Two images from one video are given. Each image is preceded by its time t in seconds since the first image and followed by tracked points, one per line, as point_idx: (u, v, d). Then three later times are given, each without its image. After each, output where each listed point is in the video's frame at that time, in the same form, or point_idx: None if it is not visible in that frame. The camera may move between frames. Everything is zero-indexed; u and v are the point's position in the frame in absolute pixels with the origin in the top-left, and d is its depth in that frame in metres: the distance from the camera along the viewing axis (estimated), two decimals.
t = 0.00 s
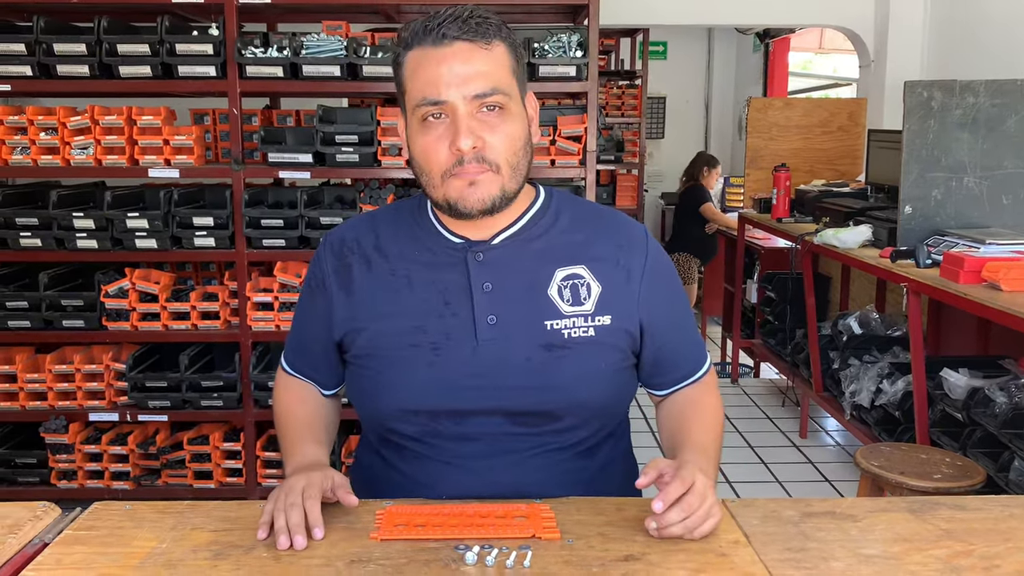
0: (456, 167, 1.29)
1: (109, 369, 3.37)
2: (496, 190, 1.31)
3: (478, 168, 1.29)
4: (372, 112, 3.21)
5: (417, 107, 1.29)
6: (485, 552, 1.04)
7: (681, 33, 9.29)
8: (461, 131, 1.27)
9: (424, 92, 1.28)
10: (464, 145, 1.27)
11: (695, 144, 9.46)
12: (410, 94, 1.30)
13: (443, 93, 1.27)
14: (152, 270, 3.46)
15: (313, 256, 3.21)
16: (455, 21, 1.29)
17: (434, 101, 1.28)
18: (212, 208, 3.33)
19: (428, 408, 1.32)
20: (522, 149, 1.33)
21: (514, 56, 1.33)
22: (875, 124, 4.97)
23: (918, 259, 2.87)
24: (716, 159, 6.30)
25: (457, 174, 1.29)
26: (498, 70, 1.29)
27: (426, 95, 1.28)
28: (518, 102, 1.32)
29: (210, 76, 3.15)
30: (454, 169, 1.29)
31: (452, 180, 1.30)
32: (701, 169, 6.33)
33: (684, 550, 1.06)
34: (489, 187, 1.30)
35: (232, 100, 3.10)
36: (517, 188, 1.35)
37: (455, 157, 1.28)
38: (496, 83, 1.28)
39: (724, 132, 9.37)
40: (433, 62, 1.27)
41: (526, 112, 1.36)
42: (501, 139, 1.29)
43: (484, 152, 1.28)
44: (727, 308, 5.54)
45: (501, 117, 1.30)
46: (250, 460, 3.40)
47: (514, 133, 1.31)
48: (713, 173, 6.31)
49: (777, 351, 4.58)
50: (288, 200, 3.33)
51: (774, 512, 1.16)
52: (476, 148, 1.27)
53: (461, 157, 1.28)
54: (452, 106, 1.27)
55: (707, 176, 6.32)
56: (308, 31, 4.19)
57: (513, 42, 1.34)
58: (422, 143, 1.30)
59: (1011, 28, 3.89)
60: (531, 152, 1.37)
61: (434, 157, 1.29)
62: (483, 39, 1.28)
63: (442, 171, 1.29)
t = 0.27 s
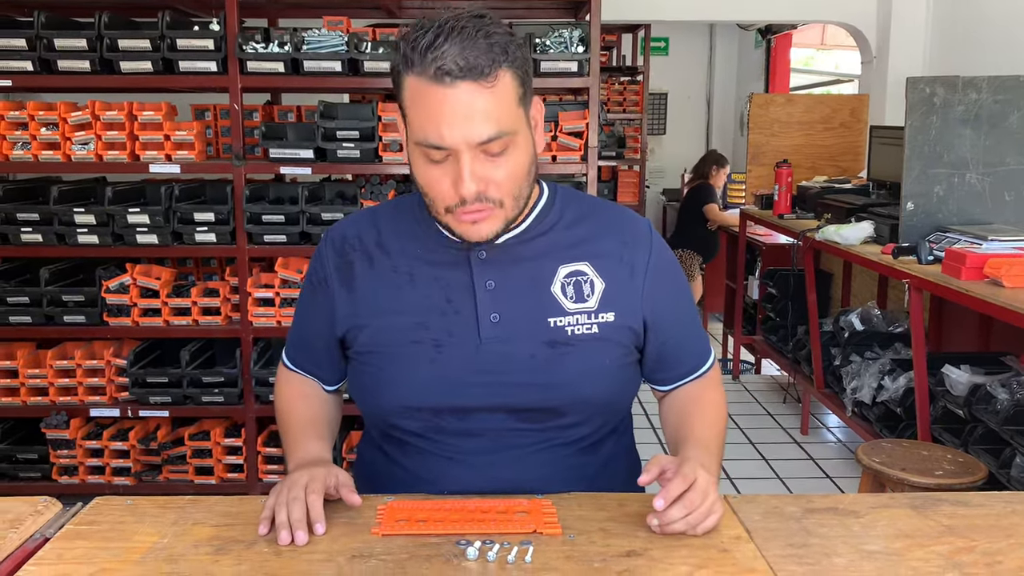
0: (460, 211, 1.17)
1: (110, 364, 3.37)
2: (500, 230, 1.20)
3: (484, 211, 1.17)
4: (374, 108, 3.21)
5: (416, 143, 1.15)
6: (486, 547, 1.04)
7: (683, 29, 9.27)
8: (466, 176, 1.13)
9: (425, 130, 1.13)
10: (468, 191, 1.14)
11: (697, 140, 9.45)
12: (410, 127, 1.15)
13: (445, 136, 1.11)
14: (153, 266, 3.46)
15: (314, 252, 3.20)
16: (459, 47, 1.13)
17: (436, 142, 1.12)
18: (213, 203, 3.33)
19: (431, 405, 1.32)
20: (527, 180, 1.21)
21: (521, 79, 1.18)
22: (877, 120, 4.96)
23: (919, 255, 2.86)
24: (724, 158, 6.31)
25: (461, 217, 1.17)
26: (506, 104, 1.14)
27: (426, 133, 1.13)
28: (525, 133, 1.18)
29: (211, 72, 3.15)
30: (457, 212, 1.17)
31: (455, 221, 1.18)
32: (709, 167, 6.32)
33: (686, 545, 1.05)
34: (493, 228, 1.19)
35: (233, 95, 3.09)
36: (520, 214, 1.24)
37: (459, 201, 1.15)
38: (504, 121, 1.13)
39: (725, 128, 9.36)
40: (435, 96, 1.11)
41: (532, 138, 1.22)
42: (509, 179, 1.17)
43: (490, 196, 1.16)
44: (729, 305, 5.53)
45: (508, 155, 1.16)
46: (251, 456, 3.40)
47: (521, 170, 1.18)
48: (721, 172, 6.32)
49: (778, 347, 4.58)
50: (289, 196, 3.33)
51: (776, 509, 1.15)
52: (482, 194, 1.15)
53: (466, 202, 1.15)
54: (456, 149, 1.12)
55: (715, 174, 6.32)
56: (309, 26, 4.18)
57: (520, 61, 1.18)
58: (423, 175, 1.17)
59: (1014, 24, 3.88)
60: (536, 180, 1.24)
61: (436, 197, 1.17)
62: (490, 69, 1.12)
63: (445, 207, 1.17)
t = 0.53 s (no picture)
0: (462, 231, 1.17)
1: (112, 362, 3.37)
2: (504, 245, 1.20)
3: (486, 230, 1.17)
4: (374, 105, 3.20)
5: (416, 168, 1.14)
6: (488, 545, 1.03)
7: (684, 26, 9.26)
8: (466, 202, 1.13)
9: (423, 158, 1.12)
10: (470, 216, 1.14)
11: (698, 137, 9.44)
12: (408, 151, 1.14)
13: (444, 164, 1.10)
14: (154, 263, 3.46)
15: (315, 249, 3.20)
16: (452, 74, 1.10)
17: (434, 170, 1.12)
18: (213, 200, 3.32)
19: (434, 405, 1.32)
20: (529, 193, 1.20)
21: (518, 98, 1.15)
22: (879, 117, 4.95)
23: (922, 252, 2.86)
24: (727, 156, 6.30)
25: (464, 236, 1.18)
26: (505, 127, 1.12)
27: (424, 161, 1.12)
28: (525, 151, 1.16)
29: (211, 69, 3.14)
30: (460, 232, 1.17)
31: (459, 239, 1.18)
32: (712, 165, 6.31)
33: (689, 543, 1.05)
34: (496, 244, 1.19)
35: (234, 92, 3.09)
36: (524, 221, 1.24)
37: (460, 224, 1.15)
38: (502, 147, 1.11)
39: (727, 124, 9.34)
40: (430, 126, 1.10)
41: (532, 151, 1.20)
42: (509, 198, 1.16)
43: (491, 217, 1.15)
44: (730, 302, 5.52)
45: (508, 175, 1.15)
46: (253, 453, 3.40)
47: (522, 186, 1.17)
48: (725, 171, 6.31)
49: (779, 344, 4.58)
50: (290, 193, 3.33)
51: (778, 506, 1.15)
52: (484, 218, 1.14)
53: (468, 225, 1.15)
54: (455, 176, 1.11)
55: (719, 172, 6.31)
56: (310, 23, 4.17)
57: (515, 79, 1.15)
58: (425, 196, 1.17)
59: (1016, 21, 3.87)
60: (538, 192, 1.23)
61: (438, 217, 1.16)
62: (485, 97, 1.10)
63: (448, 227, 1.17)
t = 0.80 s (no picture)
0: (462, 213, 1.16)
1: (112, 361, 3.37)
2: (504, 228, 1.19)
3: (486, 212, 1.16)
4: (375, 104, 3.20)
5: (415, 150, 1.14)
6: (489, 545, 1.03)
7: (685, 24, 9.25)
8: (465, 181, 1.13)
9: (422, 138, 1.12)
10: (469, 196, 1.13)
11: (699, 135, 9.43)
12: (407, 134, 1.14)
13: (443, 144, 1.10)
14: (154, 262, 3.45)
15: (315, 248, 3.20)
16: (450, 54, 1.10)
17: (433, 151, 1.12)
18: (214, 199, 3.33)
19: (433, 398, 1.32)
20: (528, 176, 1.20)
21: (515, 81, 1.15)
22: (880, 115, 4.94)
23: (923, 250, 2.85)
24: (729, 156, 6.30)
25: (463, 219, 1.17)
26: (503, 106, 1.13)
27: (423, 142, 1.12)
28: (522, 134, 1.17)
29: (212, 68, 3.14)
30: (460, 214, 1.16)
31: (458, 222, 1.18)
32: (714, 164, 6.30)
33: (690, 543, 1.05)
34: (496, 227, 1.19)
35: (234, 91, 3.08)
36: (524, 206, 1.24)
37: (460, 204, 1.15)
38: (501, 125, 1.12)
39: (727, 122, 9.34)
40: (429, 106, 1.10)
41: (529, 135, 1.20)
42: (508, 179, 1.16)
43: (491, 197, 1.15)
44: (731, 301, 5.52)
45: (506, 156, 1.15)
46: (254, 452, 3.41)
47: (521, 168, 1.17)
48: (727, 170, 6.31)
49: (779, 343, 4.58)
50: (291, 192, 3.33)
51: (779, 506, 1.15)
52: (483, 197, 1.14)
53: (467, 206, 1.15)
54: (454, 156, 1.11)
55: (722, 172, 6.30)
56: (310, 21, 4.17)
57: (513, 62, 1.16)
58: (423, 180, 1.17)
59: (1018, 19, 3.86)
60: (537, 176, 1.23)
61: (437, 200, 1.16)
62: (484, 76, 1.10)
63: (447, 211, 1.17)
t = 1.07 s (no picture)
0: (463, 162, 1.20)
1: (114, 360, 3.36)
2: (504, 183, 1.23)
3: (486, 162, 1.21)
4: (377, 104, 3.20)
5: (421, 100, 1.21)
6: (490, 545, 1.03)
7: (686, 24, 9.25)
8: (467, 125, 1.18)
9: (429, 84, 1.19)
10: (471, 140, 1.18)
11: (701, 135, 9.43)
12: (414, 86, 1.21)
13: (447, 87, 1.18)
14: (156, 262, 3.45)
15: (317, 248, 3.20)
16: (458, 13, 1.20)
17: (438, 95, 1.19)
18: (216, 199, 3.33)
19: (437, 394, 1.32)
20: (529, 140, 1.25)
21: (518, 48, 1.24)
22: (882, 115, 4.94)
23: (924, 251, 2.85)
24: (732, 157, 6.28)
25: (464, 170, 1.21)
26: (505, 61, 1.20)
27: (430, 89, 1.19)
28: (524, 95, 1.23)
29: (213, 68, 3.14)
30: (461, 163, 1.21)
31: (459, 175, 1.21)
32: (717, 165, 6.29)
33: (691, 544, 1.05)
34: (496, 182, 1.22)
35: (236, 91, 3.09)
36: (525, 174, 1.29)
37: (460, 150, 1.19)
38: (503, 76, 1.19)
39: (729, 122, 9.33)
40: (437, 54, 1.18)
41: (531, 104, 1.27)
42: (509, 131, 1.21)
43: (491, 146, 1.20)
44: (733, 301, 5.52)
45: (508, 110, 1.21)
46: (255, 452, 3.41)
47: (522, 126, 1.23)
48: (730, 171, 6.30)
49: (780, 343, 4.57)
50: (293, 192, 3.33)
51: (781, 507, 1.15)
52: (484, 142, 1.18)
53: (468, 152, 1.19)
54: (459, 99, 1.18)
55: (725, 173, 6.29)
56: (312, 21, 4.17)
57: (517, 34, 1.25)
58: (425, 133, 1.22)
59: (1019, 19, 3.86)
60: (538, 145, 1.29)
61: (439, 150, 1.21)
62: (489, 30, 1.19)
63: (447, 162, 1.21)
